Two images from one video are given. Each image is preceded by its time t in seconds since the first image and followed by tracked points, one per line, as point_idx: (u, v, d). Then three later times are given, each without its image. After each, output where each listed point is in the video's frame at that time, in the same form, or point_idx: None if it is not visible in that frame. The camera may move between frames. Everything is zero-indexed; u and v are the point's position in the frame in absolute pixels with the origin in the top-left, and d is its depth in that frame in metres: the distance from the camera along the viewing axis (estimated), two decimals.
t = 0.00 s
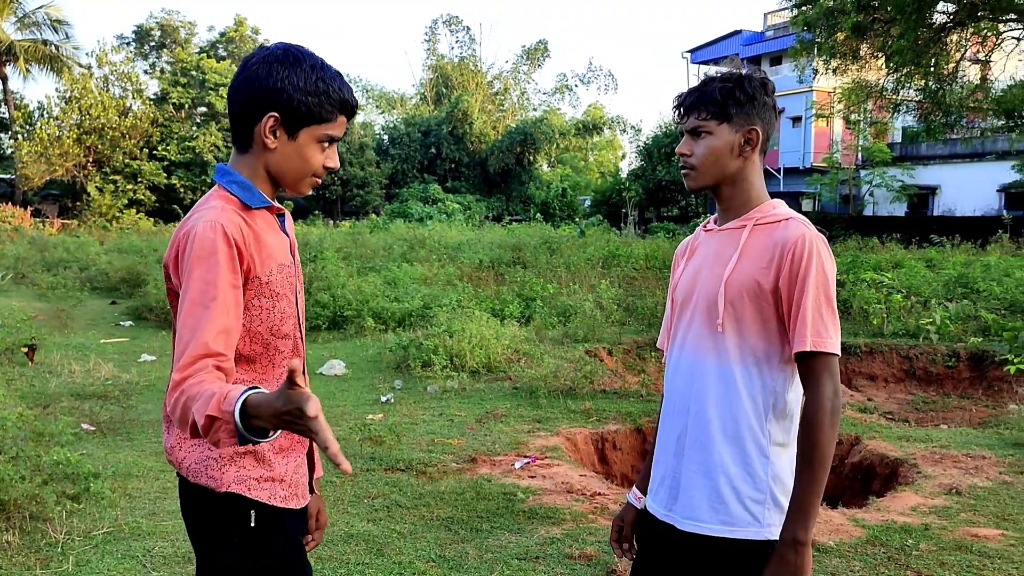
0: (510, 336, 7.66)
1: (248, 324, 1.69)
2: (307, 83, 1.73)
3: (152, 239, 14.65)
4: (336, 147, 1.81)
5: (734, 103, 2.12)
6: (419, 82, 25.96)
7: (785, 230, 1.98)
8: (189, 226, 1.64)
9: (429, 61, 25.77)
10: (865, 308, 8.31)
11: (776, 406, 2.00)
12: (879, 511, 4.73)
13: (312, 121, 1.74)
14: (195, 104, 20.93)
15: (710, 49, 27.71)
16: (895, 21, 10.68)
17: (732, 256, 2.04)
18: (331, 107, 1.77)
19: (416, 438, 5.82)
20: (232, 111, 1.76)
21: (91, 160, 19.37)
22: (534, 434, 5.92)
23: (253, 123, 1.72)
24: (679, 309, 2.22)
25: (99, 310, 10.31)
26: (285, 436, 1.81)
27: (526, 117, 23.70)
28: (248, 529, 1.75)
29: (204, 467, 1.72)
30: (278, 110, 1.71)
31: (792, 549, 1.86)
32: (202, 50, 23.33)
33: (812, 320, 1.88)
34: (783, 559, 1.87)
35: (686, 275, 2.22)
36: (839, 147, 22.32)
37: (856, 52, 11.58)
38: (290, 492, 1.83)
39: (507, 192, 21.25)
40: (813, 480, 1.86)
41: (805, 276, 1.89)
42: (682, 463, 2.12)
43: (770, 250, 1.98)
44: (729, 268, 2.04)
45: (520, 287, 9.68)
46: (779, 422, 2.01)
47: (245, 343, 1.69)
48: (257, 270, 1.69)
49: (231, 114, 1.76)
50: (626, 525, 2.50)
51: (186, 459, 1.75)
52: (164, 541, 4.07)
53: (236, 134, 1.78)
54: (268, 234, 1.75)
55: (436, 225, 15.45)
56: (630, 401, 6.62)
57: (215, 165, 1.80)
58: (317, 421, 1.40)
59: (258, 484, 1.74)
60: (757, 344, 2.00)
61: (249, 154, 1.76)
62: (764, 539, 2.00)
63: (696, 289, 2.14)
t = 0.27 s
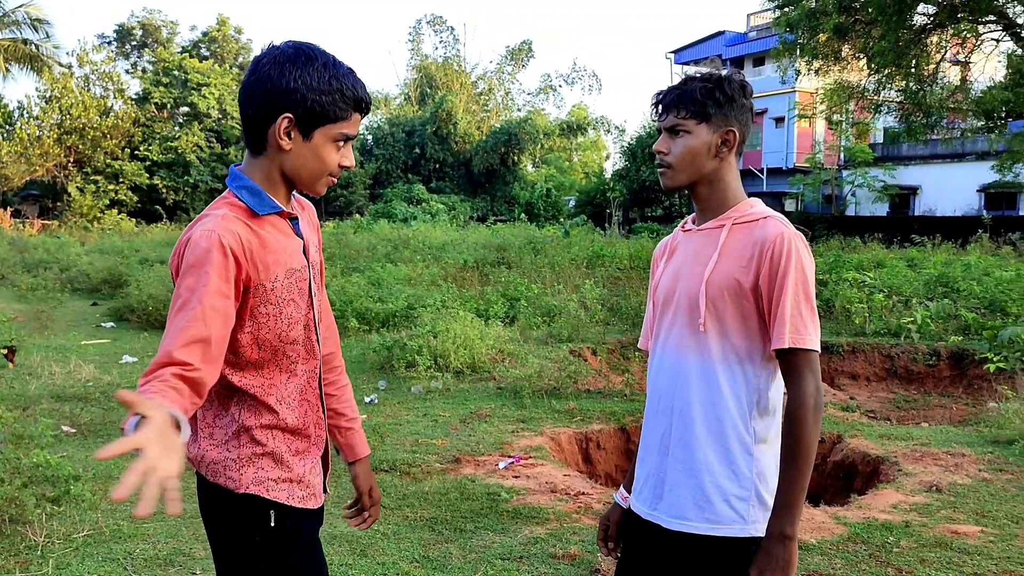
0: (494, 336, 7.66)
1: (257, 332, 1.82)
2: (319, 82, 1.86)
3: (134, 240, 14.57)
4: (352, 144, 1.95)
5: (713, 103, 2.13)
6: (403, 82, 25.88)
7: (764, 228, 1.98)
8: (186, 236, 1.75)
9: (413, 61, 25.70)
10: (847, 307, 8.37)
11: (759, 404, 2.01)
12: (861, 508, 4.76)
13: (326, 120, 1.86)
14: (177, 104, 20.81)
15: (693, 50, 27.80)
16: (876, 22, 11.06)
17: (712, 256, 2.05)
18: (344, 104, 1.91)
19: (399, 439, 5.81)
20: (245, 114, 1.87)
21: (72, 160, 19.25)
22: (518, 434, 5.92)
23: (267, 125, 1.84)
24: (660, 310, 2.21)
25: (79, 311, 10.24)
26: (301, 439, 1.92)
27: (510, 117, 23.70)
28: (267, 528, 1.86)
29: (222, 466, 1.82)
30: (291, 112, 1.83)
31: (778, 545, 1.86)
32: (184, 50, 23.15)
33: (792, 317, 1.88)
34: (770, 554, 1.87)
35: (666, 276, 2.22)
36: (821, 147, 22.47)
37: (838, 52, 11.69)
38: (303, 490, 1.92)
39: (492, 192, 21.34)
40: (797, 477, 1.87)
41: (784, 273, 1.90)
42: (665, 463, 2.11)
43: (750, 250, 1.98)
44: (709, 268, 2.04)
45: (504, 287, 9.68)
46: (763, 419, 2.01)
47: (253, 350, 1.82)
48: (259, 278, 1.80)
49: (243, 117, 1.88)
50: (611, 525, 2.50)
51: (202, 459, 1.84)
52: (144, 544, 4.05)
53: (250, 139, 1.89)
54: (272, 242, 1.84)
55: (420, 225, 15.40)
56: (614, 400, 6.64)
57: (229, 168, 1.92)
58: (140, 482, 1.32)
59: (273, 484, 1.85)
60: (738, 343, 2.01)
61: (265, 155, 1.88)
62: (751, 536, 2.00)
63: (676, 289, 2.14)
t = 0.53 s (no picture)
0: (485, 336, 7.66)
1: (257, 333, 1.85)
2: (327, 81, 1.89)
3: (123, 241, 14.53)
4: (362, 141, 1.99)
5: (701, 103, 2.13)
6: (393, 83, 25.85)
7: (750, 228, 1.98)
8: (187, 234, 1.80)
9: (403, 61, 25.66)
10: (836, 307, 8.41)
11: (748, 402, 2.02)
12: (850, 507, 4.78)
13: (336, 118, 1.90)
14: (166, 104, 20.73)
15: (683, 50, 27.89)
16: (864, 23, 11.20)
17: (700, 255, 2.05)
18: (354, 102, 1.93)
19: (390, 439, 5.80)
20: (255, 115, 1.90)
21: (60, 160, 19.19)
22: (508, 434, 5.93)
23: (276, 124, 1.87)
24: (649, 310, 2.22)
25: (68, 312, 10.20)
26: (301, 440, 1.94)
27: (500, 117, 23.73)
28: (262, 527, 1.87)
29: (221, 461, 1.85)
30: (301, 111, 1.86)
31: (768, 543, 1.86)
32: (173, 50, 23.06)
33: (779, 314, 1.89)
34: (760, 550, 1.86)
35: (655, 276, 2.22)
36: (811, 147, 22.55)
37: (827, 53, 11.84)
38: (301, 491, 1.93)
39: (482, 192, 21.26)
40: (786, 474, 1.87)
41: (771, 271, 1.90)
42: (654, 463, 2.12)
43: (736, 249, 1.99)
44: (697, 267, 2.05)
45: (495, 288, 9.68)
46: (754, 417, 2.03)
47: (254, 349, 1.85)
48: (259, 279, 1.84)
49: (254, 117, 1.91)
50: (595, 516, 2.50)
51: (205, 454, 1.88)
52: (133, 545, 4.03)
53: (260, 139, 1.92)
54: (276, 245, 1.88)
55: (411, 226, 15.38)
56: (604, 400, 6.65)
57: (240, 168, 1.96)
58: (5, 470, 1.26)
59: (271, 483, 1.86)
60: (727, 342, 2.01)
61: (276, 155, 1.91)
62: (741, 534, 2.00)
63: (664, 289, 2.14)
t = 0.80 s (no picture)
0: (472, 336, 7.66)
1: (250, 337, 1.86)
2: (338, 88, 1.87)
3: (108, 241, 14.46)
4: (376, 146, 1.98)
5: (689, 105, 2.11)
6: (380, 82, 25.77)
7: (736, 228, 1.99)
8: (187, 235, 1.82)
9: (391, 61, 25.58)
10: (822, 307, 8.45)
11: (736, 402, 2.03)
12: (835, 506, 4.80)
13: (350, 125, 1.88)
14: (151, 104, 20.61)
15: (670, 50, 27.97)
16: (850, 24, 11.37)
17: (688, 255, 2.05)
18: (368, 108, 1.92)
19: (376, 440, 5.79)
20: (268, 121, 1.90)
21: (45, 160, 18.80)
22: (495, 434, 5.93)
23: (291, 131, 1.86)
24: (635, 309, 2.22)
25: (52, 313, 10.15)
26: (291, 446, 1.95)
27: (487, 117, 23.76)
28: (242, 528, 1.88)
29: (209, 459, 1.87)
30: (316, 119, 1.85)
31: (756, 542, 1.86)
32: (159, 49, 22.93)
33: (767, 314, 1.89)
34: (750, 548, 1.87)
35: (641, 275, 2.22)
36: (798, 147, 22.65)
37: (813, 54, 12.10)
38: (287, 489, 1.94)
39: (470, 192, 21.19)
40: (774, 474, 1.87)
41: (758, 270, 1.91)
42: (643, 462, 2.12)
43: (723, 248, 1.99)
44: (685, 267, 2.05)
45: (482, 288, 9.69)
46: (742, 417, 2.03)
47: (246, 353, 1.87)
48: (253, 283, 1.85)
49: (267, 126, 1.90)
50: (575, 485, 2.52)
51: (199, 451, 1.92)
52: (118, 547, 4.01)
53: (276, 148, 1.92)
54: (273, 249, 1.89)
55: (398, 226, 15.35)
56: (591, 400, 6.66)
57: (253, 174, 1.97)
58: None
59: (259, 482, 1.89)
60: (715, 342, 2.02)
61: (291, 164, 1.92)
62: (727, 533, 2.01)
63: (650, 288, 2.15)
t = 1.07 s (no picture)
0: (458, 336, 7.65)
1: (247, 338, 1.86)
2: (353, 98, 1.87)
3: (90, 241, 14.35)
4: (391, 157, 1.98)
5: (682, 107, 2.10)
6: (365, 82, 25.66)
7: (729, 229, 1.99)
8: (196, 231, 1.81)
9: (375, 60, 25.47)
10: (806, 306, 8.50)
11: (726, 402, 2.04)
12: (818, 503, 4.83)
13: (365, 135, 1.88)
14: (134, 102, 20.44)
15: (656, 50, 28.02)
16: (833, 25, 11.48)
17: (679, 255, 2.05)
18: (383, 116, 1.91)
19: (361, 440, 5.78)
20: (280, 130, 1.90)
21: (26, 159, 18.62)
22: (480, 434, 5.93)
23: (302, 141, 1.86)
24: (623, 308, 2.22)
25: (34, 314, 10.08)
26: (281, 451, 1.94)
27: (472, 117, 23.76)
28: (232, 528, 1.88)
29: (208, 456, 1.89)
30: (332, 128, 1.85)
31: (744, 543, 1.86)
32: (141, 47, 22.74)
33: (759, 316, 1.90)
34: (736, 547, 1.87)
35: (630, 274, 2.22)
36: (781, 147, 22.77)
37: (796, 54, 12.17)
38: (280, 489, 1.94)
39: (455, 192, 21.14)
40: (761, 474, 1.88)
41: (752, 272, 1.92)
42: (629, 462, 2.12)
43: (714, 250, 2.00)
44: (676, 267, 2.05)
45: (468, 287, 9.68)
46: (730, 418, 2.04)
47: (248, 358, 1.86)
48: (254, 286, 1.85)
49: (279, 135, 1.90)
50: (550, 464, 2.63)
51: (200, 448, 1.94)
52: (100, 549, 3.98)
53: (289, 157, 1.92)
54: (280, 255, 1.88)
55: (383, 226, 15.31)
56: (576, 400, 6.67)
57: (268, 182, 1.97)
58: None
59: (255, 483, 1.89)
60: (706, 343, 2.02)
61: (307, 174, 1.90)
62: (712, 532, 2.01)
63: (640, 288, 2.14)
